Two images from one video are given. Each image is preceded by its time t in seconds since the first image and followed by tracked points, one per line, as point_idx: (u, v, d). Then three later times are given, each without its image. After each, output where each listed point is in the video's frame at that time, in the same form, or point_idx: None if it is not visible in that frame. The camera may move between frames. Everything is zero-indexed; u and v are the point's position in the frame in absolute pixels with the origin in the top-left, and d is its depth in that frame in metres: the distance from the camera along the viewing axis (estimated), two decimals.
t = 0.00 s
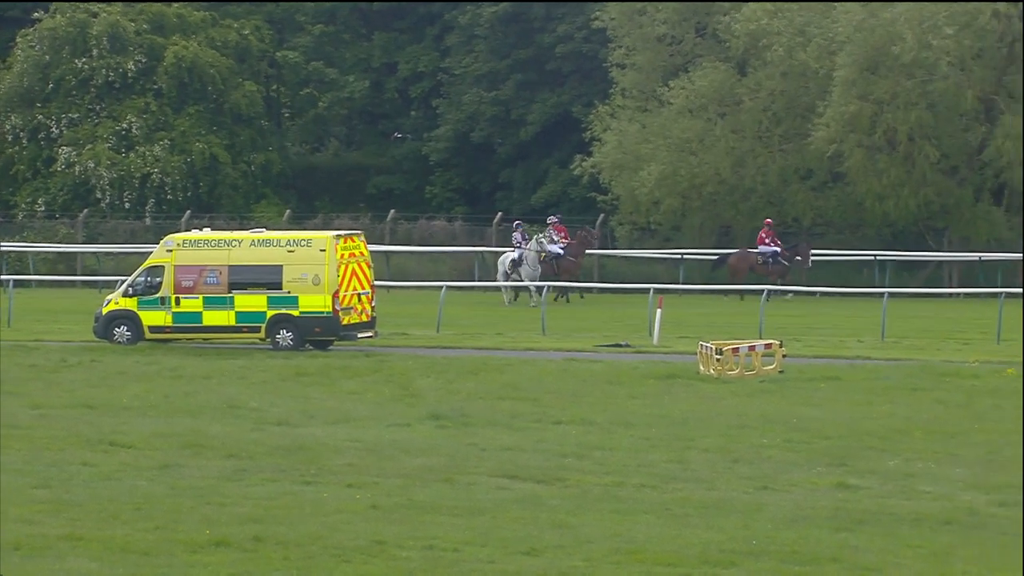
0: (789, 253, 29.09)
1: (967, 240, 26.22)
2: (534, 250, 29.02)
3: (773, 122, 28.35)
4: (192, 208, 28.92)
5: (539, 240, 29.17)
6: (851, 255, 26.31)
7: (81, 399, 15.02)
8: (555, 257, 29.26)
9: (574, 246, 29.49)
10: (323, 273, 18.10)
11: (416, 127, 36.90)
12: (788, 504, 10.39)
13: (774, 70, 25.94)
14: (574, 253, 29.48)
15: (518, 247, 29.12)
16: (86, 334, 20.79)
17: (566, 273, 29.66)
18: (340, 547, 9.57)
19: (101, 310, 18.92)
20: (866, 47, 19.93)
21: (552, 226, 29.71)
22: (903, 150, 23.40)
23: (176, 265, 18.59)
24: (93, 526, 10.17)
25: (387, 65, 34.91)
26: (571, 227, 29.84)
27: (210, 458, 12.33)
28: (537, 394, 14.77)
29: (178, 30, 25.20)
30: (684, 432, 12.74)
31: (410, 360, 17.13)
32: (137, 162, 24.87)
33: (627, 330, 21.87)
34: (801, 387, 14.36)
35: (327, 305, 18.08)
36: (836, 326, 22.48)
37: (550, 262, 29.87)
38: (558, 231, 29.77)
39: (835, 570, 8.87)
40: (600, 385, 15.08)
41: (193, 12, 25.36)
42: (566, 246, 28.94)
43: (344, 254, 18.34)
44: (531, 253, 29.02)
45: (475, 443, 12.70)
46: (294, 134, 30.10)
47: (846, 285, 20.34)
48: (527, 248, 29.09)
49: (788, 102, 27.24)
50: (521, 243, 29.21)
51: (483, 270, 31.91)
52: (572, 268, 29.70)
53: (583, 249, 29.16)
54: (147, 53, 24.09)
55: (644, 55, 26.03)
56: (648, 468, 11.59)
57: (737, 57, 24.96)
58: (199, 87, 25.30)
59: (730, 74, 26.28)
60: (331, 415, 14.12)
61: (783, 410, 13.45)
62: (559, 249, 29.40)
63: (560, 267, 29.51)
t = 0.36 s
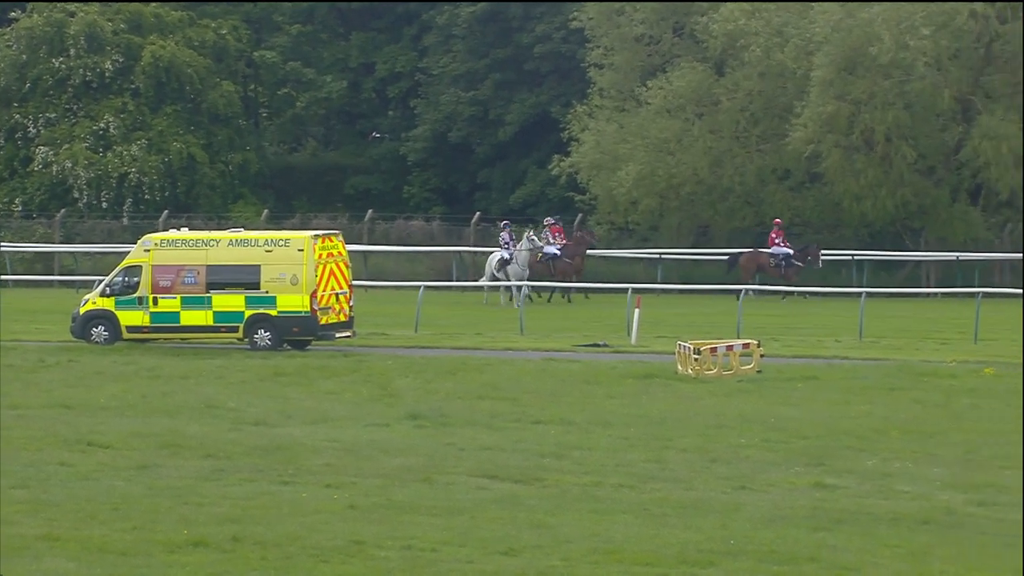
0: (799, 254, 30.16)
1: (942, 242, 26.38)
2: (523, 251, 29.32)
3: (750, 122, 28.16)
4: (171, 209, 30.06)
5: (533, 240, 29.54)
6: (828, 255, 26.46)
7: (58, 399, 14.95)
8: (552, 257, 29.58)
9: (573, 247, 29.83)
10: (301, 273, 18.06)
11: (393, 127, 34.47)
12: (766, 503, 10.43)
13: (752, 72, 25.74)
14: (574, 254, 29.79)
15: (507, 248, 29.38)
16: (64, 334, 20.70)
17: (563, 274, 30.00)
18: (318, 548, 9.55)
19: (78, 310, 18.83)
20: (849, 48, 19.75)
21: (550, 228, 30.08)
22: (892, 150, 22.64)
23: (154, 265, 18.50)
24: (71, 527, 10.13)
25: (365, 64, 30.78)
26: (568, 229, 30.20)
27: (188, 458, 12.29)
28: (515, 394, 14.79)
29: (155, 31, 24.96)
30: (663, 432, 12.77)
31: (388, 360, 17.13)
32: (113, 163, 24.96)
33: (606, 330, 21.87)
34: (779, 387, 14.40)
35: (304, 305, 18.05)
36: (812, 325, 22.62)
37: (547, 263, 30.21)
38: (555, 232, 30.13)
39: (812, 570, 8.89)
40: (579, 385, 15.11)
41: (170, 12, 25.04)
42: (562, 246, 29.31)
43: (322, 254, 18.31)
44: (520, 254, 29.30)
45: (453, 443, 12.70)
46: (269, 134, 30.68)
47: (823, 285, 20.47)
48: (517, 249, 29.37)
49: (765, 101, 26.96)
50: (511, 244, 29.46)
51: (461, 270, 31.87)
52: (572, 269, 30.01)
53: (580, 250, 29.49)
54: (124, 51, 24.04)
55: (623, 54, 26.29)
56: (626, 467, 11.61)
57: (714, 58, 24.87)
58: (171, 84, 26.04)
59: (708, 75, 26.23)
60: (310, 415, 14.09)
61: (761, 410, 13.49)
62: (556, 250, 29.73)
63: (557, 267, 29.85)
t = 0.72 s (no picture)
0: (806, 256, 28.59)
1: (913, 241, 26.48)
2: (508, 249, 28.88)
3: (723, 121, 29.92)
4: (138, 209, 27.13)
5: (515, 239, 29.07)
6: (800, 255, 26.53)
7: (28, 399, 14.83)
8: (543, 257, 28.93)
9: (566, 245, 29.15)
10: (272, 272, 17.99)
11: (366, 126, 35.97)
12: (739, 502, 10.46)
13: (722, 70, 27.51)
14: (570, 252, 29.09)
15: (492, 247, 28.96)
16: (34, 333, 20.55)
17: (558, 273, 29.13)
18: (290, 547, 9.52)
19: (49, 309, 18.75)
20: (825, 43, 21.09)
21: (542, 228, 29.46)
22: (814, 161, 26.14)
23: (125, 264, 18.45)
24: (42, 526, 10.07)
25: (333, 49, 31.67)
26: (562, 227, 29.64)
27: (160, 458, 12.23)
28: (487, 393, 14.80)
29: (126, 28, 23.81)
30: (635, 432, 12.79)
31: (360, 359, 17.08)
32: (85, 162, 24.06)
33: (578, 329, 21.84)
34: (751, 387, 14.43)
35: (276, 304, 17.97)
36: (785, 324, 22.70)
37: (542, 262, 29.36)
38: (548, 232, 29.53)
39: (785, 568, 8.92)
40: (551, 383, 15.13)
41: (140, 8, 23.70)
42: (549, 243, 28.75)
43: (294, 253, 18.24)
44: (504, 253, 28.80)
45: (425, 442, 12.68)
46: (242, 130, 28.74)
47: (797, 285, 20.55)
48: (501, 248, 28.92)
49: (738, 100, 29.23)
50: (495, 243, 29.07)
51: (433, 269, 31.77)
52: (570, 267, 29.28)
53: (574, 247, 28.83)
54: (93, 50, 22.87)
55: (595, 54, 27.13)
56: (598, 467, 11.63)
57: (687, 57, 26.60)
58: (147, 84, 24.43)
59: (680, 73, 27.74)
60: (282, 415, 14.04)
61: (733, 409, 13.53)
62: (548, 249, 29.10)
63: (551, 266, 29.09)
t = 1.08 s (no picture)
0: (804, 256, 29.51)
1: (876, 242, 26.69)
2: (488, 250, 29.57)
3: (687, 121, 28.43)
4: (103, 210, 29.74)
5: (497, 242, 29.56)
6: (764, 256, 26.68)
7: None
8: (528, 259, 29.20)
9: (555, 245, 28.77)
10: (237, 273, 17.90)
11: (330, 127, 34.97)
12: (703, 501, 10.52)
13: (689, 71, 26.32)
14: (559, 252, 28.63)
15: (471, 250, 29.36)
16: None
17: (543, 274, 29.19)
18: (254, 548, 9.50)
19: (12, 310, 18.63)
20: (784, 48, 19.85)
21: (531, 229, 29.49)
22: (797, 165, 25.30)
23: (89, 265, 18.39)
24: (4, 528, 10.01)
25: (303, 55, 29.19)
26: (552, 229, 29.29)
27: (123, 458, 12.17)
28: (451, 393, 14.80)
29: (88, 30, 27.76)
30: (600, 432, 12.84)
31: (324, 359, 17.06)
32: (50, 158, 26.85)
33: (543, 329, 21.84)
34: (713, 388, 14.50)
35: (241, 305, 17.88)
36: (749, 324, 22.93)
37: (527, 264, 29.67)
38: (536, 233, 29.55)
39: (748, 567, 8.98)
40: (515, 383, 15.16)
41: (105, 16, 27.89)
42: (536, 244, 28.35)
43: (258, 253, 18.16)
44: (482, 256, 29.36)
45: (390, 443, 12.67)
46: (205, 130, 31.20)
47: (762, 285, 20.70)
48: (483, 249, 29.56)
49: (703, 102, 27.57)
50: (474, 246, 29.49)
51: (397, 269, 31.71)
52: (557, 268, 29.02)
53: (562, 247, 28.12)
54: (70, 61, 27.17)
55: (559, 53, 27.14)
56: (563, 467, 11.67)
57: (651, 57, 25.21)
58: (107, 83, 28.20)
59: (645, 73, 26.55)
60: (246, 415, 14.00)
61: (697, 409, 13.60)
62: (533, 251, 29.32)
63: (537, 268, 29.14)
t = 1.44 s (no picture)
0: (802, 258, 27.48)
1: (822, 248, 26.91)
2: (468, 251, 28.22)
3: (651, 120, 30.37)
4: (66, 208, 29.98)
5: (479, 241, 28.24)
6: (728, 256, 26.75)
7: None
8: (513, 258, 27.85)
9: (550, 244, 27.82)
10: (200, 272, 17.79)
11: (292, 126, 35.82)
12: (666, 501, 10.54)
13: (649, 74, 29.17)
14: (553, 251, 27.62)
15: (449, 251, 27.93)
16: None
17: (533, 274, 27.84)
18: (218, 548, 9.46)
19: None
20: (749, 48, 25.47)
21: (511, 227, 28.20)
22: (780, 150, 27.47)
23: (51, 264, 18.27)
24: None
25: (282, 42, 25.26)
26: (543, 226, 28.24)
27: (86, 458, 12.10)
28: (415, 393, 14.79)
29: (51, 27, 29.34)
30: (564, 431, 12.87)
31: (286, 359, 17.00)
32: None
33: (507, 330, 21.80)
34: (676, 388, 14.55)
35: (204, 304, 17.75)
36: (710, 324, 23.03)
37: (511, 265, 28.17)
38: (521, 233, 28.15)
39: (710, 566, 8.99)
40: (479, 383, 15.16)
41: None
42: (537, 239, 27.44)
43: (221, 253, 18.07)
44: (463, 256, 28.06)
45: (353, 443, 12.64)
46: (170, 132, 32.99)
47: (725, 286, 20.76)
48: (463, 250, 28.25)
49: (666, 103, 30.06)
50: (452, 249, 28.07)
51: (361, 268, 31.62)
52: (547, 269, 28.03)
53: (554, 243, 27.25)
54: (21, 51, 28.96)
55: (522, 54, 29.09)
56: (526, 466, 11.68)
57: (614, 57, 28.07)
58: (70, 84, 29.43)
59: (608, 75, 28.82)
60: (209, 415, 13.93)
61: (661, 408, 13.64)
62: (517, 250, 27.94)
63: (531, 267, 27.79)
